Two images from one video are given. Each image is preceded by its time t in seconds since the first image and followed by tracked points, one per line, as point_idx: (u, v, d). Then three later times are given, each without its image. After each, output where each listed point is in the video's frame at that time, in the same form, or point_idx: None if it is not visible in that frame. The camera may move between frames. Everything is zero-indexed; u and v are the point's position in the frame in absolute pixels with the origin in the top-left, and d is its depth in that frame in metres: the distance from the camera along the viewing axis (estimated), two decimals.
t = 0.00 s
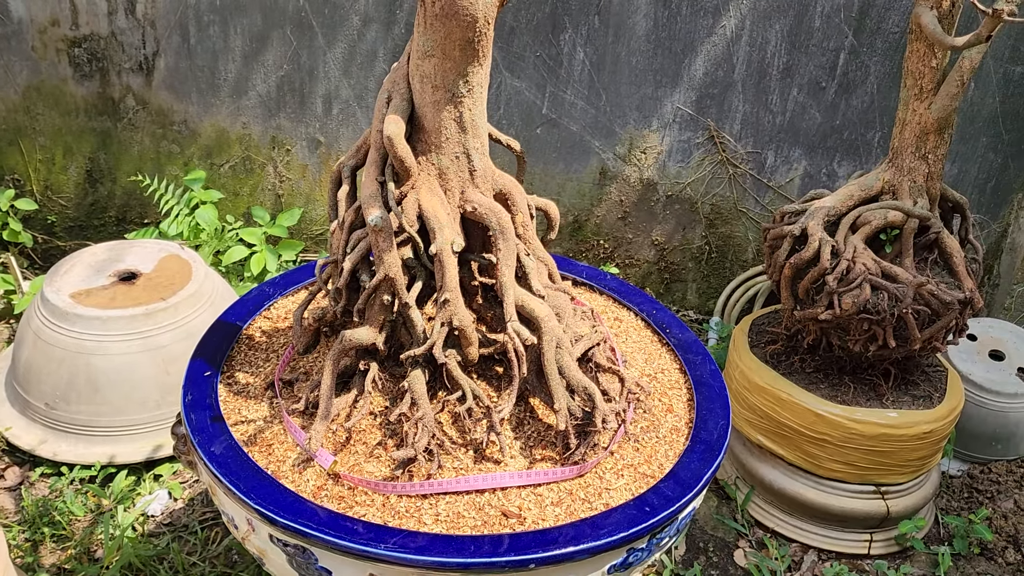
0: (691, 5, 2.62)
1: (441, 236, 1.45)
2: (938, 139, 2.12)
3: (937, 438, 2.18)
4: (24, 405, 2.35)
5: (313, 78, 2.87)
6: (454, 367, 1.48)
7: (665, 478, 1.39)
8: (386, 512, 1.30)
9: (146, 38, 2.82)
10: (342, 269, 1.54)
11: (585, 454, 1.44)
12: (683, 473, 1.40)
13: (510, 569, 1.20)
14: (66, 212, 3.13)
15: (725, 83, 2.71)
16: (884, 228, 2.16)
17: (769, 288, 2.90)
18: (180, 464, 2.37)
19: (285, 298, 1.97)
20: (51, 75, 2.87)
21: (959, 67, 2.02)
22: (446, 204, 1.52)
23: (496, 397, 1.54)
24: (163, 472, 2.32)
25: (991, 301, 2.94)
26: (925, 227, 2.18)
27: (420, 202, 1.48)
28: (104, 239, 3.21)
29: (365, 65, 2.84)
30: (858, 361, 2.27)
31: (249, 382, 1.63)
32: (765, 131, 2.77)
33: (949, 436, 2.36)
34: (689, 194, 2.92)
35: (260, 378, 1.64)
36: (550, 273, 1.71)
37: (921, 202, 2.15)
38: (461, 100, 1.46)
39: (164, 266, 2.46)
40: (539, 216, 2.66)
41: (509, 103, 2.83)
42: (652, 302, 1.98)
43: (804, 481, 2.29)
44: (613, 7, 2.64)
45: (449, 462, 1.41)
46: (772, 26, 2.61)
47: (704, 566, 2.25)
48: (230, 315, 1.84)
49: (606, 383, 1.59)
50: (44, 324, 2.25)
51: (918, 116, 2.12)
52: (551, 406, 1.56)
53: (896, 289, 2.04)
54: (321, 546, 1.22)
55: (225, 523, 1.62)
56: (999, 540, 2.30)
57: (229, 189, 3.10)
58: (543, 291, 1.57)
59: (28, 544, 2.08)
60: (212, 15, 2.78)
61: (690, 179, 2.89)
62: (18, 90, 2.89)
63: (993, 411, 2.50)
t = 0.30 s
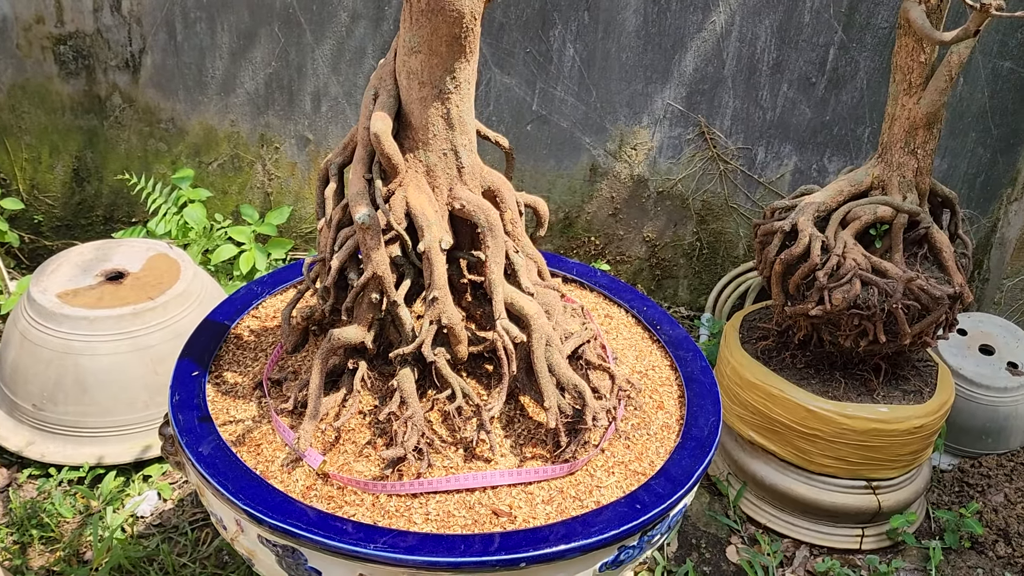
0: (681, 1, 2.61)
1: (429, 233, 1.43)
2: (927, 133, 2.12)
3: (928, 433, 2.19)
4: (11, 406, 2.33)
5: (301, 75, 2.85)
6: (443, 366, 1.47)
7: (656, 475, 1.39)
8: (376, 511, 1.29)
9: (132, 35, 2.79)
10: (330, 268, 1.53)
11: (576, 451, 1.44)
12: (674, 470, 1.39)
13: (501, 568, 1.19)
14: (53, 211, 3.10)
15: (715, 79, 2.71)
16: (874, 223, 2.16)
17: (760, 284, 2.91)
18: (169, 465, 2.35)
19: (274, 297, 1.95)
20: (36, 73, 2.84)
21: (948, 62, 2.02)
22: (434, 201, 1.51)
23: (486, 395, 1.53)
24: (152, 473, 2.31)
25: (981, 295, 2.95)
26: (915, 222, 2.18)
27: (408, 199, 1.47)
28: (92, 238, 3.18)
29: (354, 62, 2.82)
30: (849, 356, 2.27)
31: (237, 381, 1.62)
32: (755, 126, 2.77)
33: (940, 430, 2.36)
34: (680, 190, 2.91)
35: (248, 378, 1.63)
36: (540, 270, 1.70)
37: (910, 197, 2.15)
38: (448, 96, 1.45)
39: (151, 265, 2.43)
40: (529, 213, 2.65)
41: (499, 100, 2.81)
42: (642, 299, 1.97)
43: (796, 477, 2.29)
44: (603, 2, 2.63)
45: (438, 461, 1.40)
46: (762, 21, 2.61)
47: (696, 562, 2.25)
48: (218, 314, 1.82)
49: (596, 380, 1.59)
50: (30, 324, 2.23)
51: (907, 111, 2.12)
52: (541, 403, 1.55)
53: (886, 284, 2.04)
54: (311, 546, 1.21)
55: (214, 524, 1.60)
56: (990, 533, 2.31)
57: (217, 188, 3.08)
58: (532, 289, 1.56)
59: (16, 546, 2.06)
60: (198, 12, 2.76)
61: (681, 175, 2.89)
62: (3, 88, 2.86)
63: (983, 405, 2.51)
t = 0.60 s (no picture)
0: None
1: (427, 234, 1.43)
2: (924, 132, 2.12)
3: (924, 431, 2.19)
4: (5, 408, 2.31)
5: (296, 74, 2.84)
6: (442, 366, 1.47)
7: (656, 475, 1.38)
8: (375, 514, 1.28)
9: (126, 34, 2.77)
10: (327, 269, 1.52)
11: (576, 452, 1.43)
12: (674, 471, 1.39)
13: (502, 570, 1.18)
14: (46, 211, 3.08)
15: (711, 78, 2.71)
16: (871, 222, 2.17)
17: (755, 282, 2.91)
18: (165, 466, 2.34)
19: (270, 298, 1.94)
20: (29, 73, 2.82)
21: (944, 60, 2.02)
22: (432, 201, 1.50)
23: (484, 396, 1.53)
24: (148, 474, 2.30)
25: (976, 293, 2.96)
26: (911, 220, 2.19)
27: (406, 199, 1.46)
28: (85, 239, 3.16)
29: (349, 61, 2.81)
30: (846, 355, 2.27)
31: (234, 383, 1.61)
32: (751, 125, 2.77)
33: (936, 428, 2.37)
34: (676, 189, 2.91)
35: (245, 379, 1.62)
36: (538, 270, 1.69)
37: (907, 195, 2.16)
38: (446, 96, 1.45)
39: (146, 266, 2.42)
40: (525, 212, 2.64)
41: (495, 99, 2.81)
42: (640, 298, 1.97)
43: (793, 476, 2.29)
44: (599, 1, 2.62)
45: (437, 462, 1.40)
46: (758, 20, 2.60)
47: (694, 561, 2.25)
48: (214, 315, 1.81)
49: (595, 380, 1.58)
50: (25, 325, 2.21)
51: (904, 109, 2.12)
52: (540, 404, 1.55)
53: (883, 283, 2.04)
54: (310, 549, 1.20)
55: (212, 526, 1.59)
56: (987, 531, 2.32)
57: (212, 188, 3.06)
58: (531, 289, 1.56)
59: (11, 549, 2.05)
60: (192, 11, 2.74)
61: (677, 174, 2.89)
62: None
63: (978, 403, 2.52)
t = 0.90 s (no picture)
0: (674, 2, 2.62)
1: (427, 236, 1.44)
2: (921, 133, 2.13)
3: (922, 431, 2.20)
4: (6, 409, 2.32)
5: (295, 77, 2.85)
6: (442, 368, 1.47)
7: (654, 476, 1.39)
8: (375, 514, 1.29)
9: (126, 37, 2.78)
10: (328, 270, 1.53)
11: (575, 453, 1.44)
12: (672, 471, 1.40)
13: (501, 570, 1.19)
14: (46, 213, 3.09)
15: (709, 80, 2.72)
16: (869, 223, 2.18)
17: (753, 283, 2.92)
18: (165, 467, 2.34)
19: (270, 299, 1.95)
20: (29, 76, 2.83)
21: (942, 62, 2.03)
22: (432, 204, 1.51)
23: (484, 397, 1.54)
24: (148, 475, 2.31)
25: (974, 293, 2.96)
26: (909, 222, 2.20)
27: (406, 202, 1.47)
28: (85, 240, 3.17)
29: (348, 63, 2.82)
30: (844, 355, 2.28)
31: (235, 384, 1.62)
32: (749, 126, 2.78)
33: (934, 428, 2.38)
34: (674, 190, 2.92)
35: (246, 381, 1.63)
36: (538, 272, 1.70)
37: (905, 196, 2.17)
38: (446, 99, 1.45)
39: (147, 267, 2.43)
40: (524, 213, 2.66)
41: (493, 101, 2.82)
42: (639, 300, 1.98)
43: (792, 476, 2.30)
44: (597, 3, 2.63)
45: (437, 463, 1.40)
46: (755, 22, 2.62)
47: (693, 561, 2.26)
48: (215, 317, 1.82)
49: (594, 382, 1.59)
50: (25, 327, 2.22)
51: (901, 111, 2.13)
52: (539, 405, 1.55)
53: (881, 284, 2.05)
54: (311, 549, 1.21)
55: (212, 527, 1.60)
56: (984, 530, 2.33)
57: (211, 189, 3.07)
58: (530, 290, 1.56)
59: (12, 549, 2.05)
60: (192, 13, 2.75)
61: (675, 175, 2.90)
62: None
63: (976, 403, 2.53)
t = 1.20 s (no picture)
0: (674, 5, 2.63)
1: (427, 237, 1.44)
2: (919, 136, 2.14)
3: (921, 433, 2.20)
4: (8, 410, 2.32)
5: (296, 79, 2.86)
6: (441, 369, 1.48)
7: (653, 476, 1.40)
8: (375, 514, 1.30)
9: (127, 40, 2.79)
10: (328, 272, 1.54)
11: (574, 453, 1.45)
12: (670, 471, 1.41)
13: (500, 570, 1.20)
14: (48, 216, 3.10)
15: (708, 82, 2.73)
16: (867, 225, 2.18)
17: (753, 285, 2.93)
18: (166, 468, 2.35)
19: (271, 301, 1.96)
20: (31, 78, 2.84)
21: (939, 64, 2.04)
22: (432, 205, 1.52)
23: (483, 397, 1.54)
24: (149, 477, 2.31)
25: (973, 296, 2.97)
26: (907, 224, 2.20)
27: (406, 203, 1.48)
28: (87, 242, 3.17)
29: (349, 66, 2.83)
30: (843, 357, 2.29)
31: (235, 385, 1.62)
32: (749, 129, 2.79)
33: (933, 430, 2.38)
34: (674, 193, 2.93)
35: (247, 382, 1.63)
36: (537, 273, 1.71)
37: (903, 199, 2.17)
38: (445, 101, 1.46)
39: (148, 269, 2.44)
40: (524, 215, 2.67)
41: (494, 103, 2.83)
42: (638, 301, 1.99)
43: (791, 477, 2.31)
44: (597, 6, 2.64)
45: (437, 463, 1.41)
46: (754, 25, 2.62)
47: (692, 562, 2.26)
48: (216, 319, 1.82)
49: (594, 382, 1.60)
50: (27, 328, 2.23)
51: (899, 113, 2.14)
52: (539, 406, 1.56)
53: (880, 286, 2.06)
54: (311, 549, 1.22)
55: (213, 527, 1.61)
56: (983, 532, 2.34)
57: (213, 192, 3.08)
58: (529, 291, 1.57)
59: (14, 550, 2.06)
60: (193, 16, 2.76)
61: (675, 177, 2.91)
62: None
63: (975, 405, 2.53)
